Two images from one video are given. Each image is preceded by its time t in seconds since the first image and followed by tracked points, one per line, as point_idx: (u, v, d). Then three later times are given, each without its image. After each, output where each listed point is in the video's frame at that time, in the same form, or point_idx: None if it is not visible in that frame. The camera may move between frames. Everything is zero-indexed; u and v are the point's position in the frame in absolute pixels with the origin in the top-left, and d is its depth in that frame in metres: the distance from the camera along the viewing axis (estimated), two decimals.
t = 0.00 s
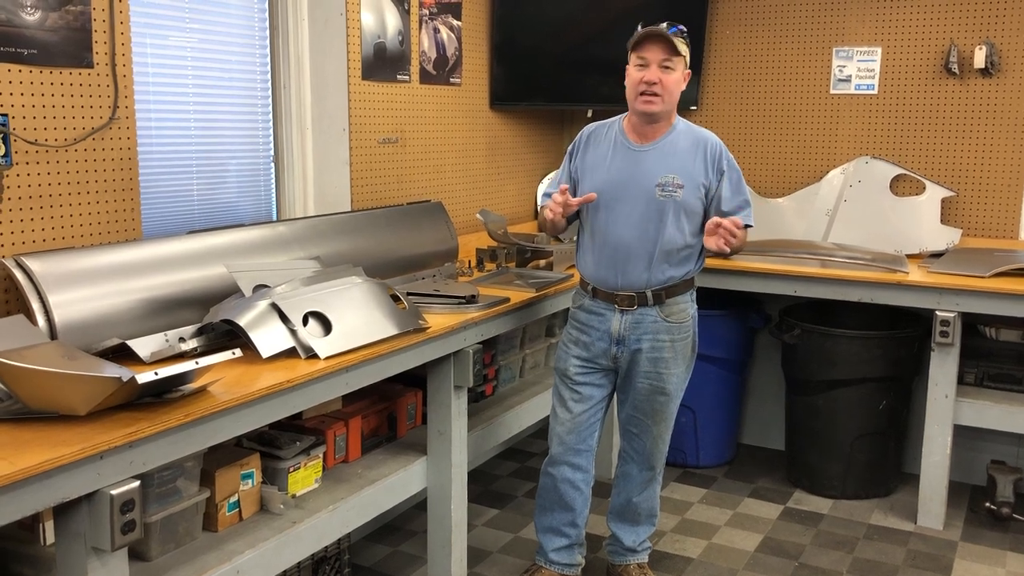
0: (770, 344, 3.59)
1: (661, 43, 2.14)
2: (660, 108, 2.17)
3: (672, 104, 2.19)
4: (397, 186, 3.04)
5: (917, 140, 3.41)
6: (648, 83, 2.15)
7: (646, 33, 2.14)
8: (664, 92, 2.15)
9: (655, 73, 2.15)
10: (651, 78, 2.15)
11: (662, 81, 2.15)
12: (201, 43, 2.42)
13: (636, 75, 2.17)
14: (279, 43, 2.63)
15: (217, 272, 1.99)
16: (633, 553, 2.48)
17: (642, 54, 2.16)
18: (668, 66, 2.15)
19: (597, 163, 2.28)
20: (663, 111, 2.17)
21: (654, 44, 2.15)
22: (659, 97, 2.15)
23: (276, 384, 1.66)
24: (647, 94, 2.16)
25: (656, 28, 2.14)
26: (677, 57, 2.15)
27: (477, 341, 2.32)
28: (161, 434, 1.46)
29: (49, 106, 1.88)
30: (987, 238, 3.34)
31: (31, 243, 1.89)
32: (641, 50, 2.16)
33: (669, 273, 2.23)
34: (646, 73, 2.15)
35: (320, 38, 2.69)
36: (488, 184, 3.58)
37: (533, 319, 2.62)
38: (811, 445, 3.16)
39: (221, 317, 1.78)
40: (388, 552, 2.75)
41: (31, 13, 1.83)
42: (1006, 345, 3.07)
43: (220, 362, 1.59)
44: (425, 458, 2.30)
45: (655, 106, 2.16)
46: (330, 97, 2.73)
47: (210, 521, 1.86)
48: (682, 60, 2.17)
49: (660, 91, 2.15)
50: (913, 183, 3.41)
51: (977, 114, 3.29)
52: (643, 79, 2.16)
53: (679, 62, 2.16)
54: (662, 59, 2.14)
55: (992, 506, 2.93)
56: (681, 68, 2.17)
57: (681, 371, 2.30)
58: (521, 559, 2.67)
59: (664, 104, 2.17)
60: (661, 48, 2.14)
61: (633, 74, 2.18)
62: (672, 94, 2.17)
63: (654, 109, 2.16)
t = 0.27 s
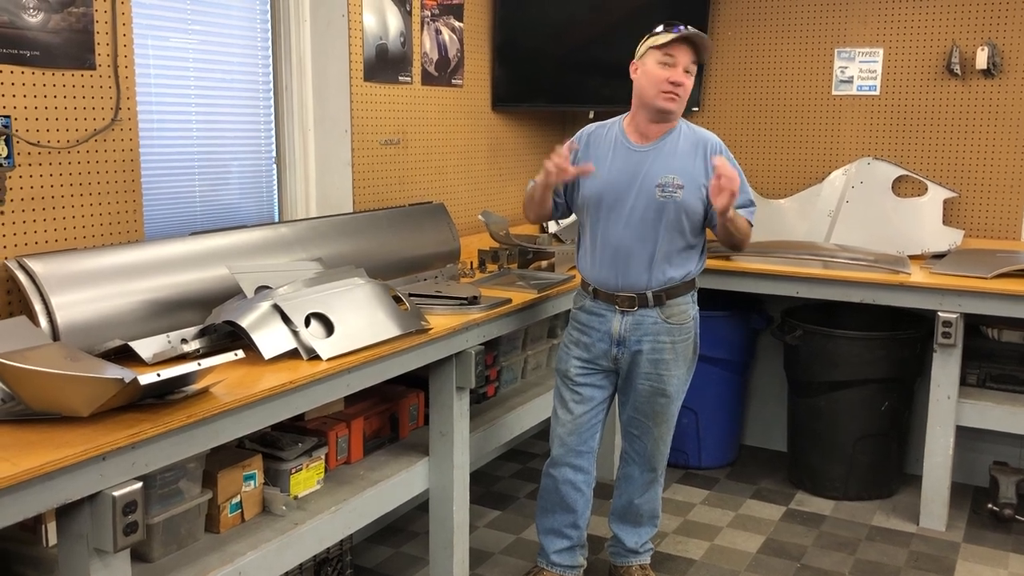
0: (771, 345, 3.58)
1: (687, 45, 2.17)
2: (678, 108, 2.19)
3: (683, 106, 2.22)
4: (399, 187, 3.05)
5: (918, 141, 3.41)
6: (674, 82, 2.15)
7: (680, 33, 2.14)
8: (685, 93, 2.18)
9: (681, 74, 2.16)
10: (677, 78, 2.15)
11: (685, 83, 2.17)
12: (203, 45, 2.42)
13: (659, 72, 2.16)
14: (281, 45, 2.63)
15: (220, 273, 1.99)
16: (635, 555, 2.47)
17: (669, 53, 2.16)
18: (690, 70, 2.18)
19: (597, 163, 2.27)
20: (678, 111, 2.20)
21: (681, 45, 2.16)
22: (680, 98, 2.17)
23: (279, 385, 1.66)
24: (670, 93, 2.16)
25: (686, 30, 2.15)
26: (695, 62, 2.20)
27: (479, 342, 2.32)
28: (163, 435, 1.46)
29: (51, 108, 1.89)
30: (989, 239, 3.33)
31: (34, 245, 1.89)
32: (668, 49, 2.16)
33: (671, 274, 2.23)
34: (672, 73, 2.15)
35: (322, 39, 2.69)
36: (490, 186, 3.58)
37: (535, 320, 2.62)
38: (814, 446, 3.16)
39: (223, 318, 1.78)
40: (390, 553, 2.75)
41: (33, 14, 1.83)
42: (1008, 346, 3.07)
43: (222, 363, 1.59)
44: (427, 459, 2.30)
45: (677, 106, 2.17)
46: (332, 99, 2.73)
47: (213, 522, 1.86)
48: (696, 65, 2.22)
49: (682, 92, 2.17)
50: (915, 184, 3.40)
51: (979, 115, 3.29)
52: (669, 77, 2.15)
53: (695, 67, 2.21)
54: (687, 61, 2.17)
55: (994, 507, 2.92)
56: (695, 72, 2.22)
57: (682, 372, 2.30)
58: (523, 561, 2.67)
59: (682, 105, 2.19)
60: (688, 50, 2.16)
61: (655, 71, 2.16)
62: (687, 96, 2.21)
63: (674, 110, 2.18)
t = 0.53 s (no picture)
0: (773, 347, 3.58)
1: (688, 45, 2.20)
2: (679, 108, 2.20)
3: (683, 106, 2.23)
4: (400, 189, 3.05)
5: (920, 143, 3.40)
6: (675, 80, 2.17)
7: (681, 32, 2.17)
8: (685, 92, 2.19)
9: (683, 72, 2.18)
10: (678, 76, 2.17)
11: (685, 82, 2.19)
12: (204, 47, 2.43)
13: (661, 71, 2.18)
14: (282, 48, 2.64)
15: (222, 275, 1.99)
16: (636, 556, 2.47)
17: (669, 52, 2.18)
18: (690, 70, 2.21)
19: (598, 166, 2.27)
20: (679, 110, 2.20)
21: (682, 45, 2.19)
22: (681, 97, 2.19)
23: (280, 387, 1.66)
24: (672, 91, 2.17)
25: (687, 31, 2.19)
26: (695, 63, 2.24)
27: (480, 344, 2.32)
28: (165, 437, 1.46)
29: (53, 110, 1.89)
30: (991, 240, 3.33)
31: (36, 247, 1.89)
32: (669, 48, 2.18)
33: (673, 275, 2.23)
34: (674, 71, 2.17)
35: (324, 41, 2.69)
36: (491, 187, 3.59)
37: (536, 322, 2.62)
38: (815, 448, 3.16)
39: (225, 320, 1.78)
40: (391, 555, 2.75)
41: (36, 17, 1.84)
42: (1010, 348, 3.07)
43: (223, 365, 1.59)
44: (428, 461, 2.30)
45: (678, 104, 2.18)
46: (334, 101, 2.74)
47: (214, 524, 1.86)
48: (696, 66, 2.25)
49: (683, 91, 2.19)
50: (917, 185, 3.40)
51: (980, 116, 3.29)
52: (671, 76, 2.17)
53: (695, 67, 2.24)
54: (687, 61, 2.20)
55: (995, 509, 2.92)
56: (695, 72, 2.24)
57: (683, 374, 2.30)
58: (524, 562, 2.67)
59: (682, 104, 2.20)
60: (688, 50, 2.19)
61: (657, 71, 2.18)
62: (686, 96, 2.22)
63: (676, 109, 2.18)
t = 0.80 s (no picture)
0: (774, 349, 3.58)
1: (638, 50, 2.13)
2: (645, 115, 2.15)
3: (657, 109, 2.17)
4: (401, 191, 3.05)
5: (921, 144, 3.40)
6: (631, 91, 2.14)
7: (624, 42, 2.12)
8: (646, 98, 2.14)
9: (638, 81, 2.13)
10: (633, 86, 2.13)
11: (644, 88, 2.14)
12: (205, 48, 2.43)
13: (618, 83, 2.16)
14: (283, 50, 2.64)
15: (222, 277, 1.99)
16: (638, 558, 2.47)
17: (623, 63, 2.15)
18: (649, 72, 2.13)
19: (595, 175, 2.27)
20: (647, 117, 2.16)
21: (634, 52, 2.13)
22: (642, 104, 2.14)
23: (281, 389, 1.66)
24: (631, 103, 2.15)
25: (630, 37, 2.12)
26: (660, 63, 2.14)
27: (481, 346, 2.32)
28: (165, 439, 1.45)
29: (53, 112, 1.89)
30: (993, 242, 3.33)
31: (37, 249, 1.89)
32: (622, 59, 2.15)
33: (677, 277, 2.24)
34: (628, 82, 2.14)
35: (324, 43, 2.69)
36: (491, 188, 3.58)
37: (537, 323, 2.62)
38: (816, 450, 3.15)
39: (226, 322, 1.78)
40: (392, 557, 2.75)
41: (36, 19, 1.84)
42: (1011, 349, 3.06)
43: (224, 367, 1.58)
44: (429, 463, 2.30)
45: (638, 113, 2.14)
46: (335, 102, 2.74)
47: (215, 526, 1.86)
48: (664, 65, 2.15)
49: (643, 98, 2.14)
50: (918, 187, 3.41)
51: (982, 118, 3.29)
52: (624, 87, 2.14)
53: (662, 67, 2.15)
54: (643, 67, 2.13)
55: (997, 511, 2.91)
56: (663, 72, 2.15)
57: (690, 374, 2.31)
58: (525, 564, 2.67)
59: (649, 110, 2.15)
60: (641, 55, 2.13)
61: (614, 83, 2.17)
62: (656, 99, 2.16)
63: (639, 118, 2.15)
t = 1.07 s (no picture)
0: (774, 350, 3.58)
1: (634, 67, 2.10)
2: (641, 130, 2.15)
3: (651, 122, 2.17)
4: (401, 192, 3.05)
5: (921, 146, 3.41)
6: (629, 109, 2.12)
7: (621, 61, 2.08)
8: (644, 115, 2.13)
9: (636, 98, 2.11)
10: (632, 104, 2.11)
11: (642, 105, 2.12)
12: (205, 50, 2.43)
13: (615, 99, 2.13)
14: (283, 52, 2.64)
15: (222, 279, 1.99)
16: (638, 559, 2.47)
17: (619, 79, 2.11)
18: (645, 88, 2.12)
19: (588, 186, 2.28)
20: (644, 131, 2.16)
21: (632, 70, 2.10)
22: (640, 121, 2.13)
23: (281, 391, 1.66)
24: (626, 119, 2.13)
25: (627, 54, 2.08)
26: (654, 79, 2.13)
27: (481, 348, 2.32)
28: (165, 441, 1.45)
29: (53, 114, 1.89)
30: (992, 243, 3.33)
31: (36, 251, 1.89)
32: (618, 75, 2.11)
33: (676, 281, 2.24)
34: (627, 99, 2.12)
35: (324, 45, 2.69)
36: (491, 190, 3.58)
37: (537, 325, 2.62)
38: (816, 451, 3.15)
39: (226, 324, 1.78)
40: (392, 559, 2.74)
41: (36, 21, 1.84)
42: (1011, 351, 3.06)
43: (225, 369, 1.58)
44: (429, 464, 2.30)
45: (637, 130, 2.14)
46: (335, 104, 2.74)
47: (215, 527, 1.86)
48: (659, 79, 2.14)
49: (641, 115, 2.13)
50: (918, 189, 3.41)
51: (981, 119, 3.29)
52: (622, 104, 2.12)
53: (656, 82, 2.14)
54: (641, 84, 2.12)
55: (997, 512, 2.91)
56: (658, 87, 2.15)
57: (693, 375, 2.31)
58: (526, 566, 2.66)
59: (646, 125, 2.15)
60: (638, 73, 2.10)
61: (610, 98, 2.14)
62: (651, 113, 2.16)
63: (637, 134, 2.14)
